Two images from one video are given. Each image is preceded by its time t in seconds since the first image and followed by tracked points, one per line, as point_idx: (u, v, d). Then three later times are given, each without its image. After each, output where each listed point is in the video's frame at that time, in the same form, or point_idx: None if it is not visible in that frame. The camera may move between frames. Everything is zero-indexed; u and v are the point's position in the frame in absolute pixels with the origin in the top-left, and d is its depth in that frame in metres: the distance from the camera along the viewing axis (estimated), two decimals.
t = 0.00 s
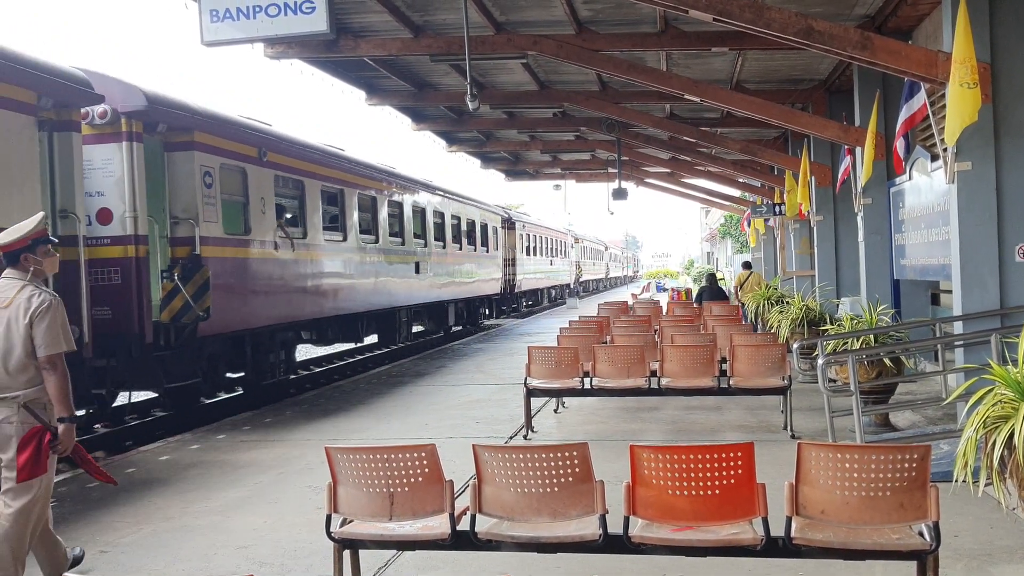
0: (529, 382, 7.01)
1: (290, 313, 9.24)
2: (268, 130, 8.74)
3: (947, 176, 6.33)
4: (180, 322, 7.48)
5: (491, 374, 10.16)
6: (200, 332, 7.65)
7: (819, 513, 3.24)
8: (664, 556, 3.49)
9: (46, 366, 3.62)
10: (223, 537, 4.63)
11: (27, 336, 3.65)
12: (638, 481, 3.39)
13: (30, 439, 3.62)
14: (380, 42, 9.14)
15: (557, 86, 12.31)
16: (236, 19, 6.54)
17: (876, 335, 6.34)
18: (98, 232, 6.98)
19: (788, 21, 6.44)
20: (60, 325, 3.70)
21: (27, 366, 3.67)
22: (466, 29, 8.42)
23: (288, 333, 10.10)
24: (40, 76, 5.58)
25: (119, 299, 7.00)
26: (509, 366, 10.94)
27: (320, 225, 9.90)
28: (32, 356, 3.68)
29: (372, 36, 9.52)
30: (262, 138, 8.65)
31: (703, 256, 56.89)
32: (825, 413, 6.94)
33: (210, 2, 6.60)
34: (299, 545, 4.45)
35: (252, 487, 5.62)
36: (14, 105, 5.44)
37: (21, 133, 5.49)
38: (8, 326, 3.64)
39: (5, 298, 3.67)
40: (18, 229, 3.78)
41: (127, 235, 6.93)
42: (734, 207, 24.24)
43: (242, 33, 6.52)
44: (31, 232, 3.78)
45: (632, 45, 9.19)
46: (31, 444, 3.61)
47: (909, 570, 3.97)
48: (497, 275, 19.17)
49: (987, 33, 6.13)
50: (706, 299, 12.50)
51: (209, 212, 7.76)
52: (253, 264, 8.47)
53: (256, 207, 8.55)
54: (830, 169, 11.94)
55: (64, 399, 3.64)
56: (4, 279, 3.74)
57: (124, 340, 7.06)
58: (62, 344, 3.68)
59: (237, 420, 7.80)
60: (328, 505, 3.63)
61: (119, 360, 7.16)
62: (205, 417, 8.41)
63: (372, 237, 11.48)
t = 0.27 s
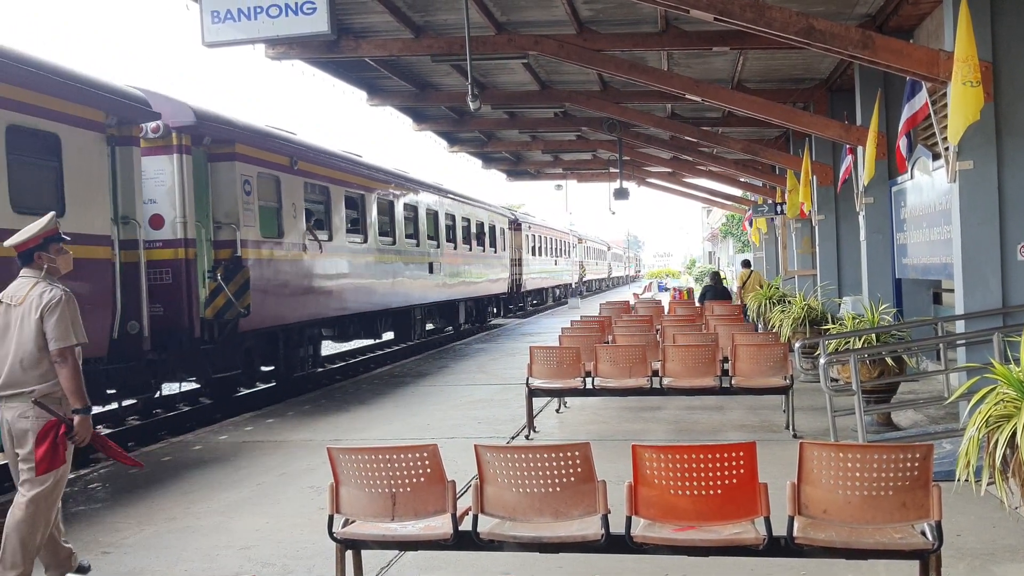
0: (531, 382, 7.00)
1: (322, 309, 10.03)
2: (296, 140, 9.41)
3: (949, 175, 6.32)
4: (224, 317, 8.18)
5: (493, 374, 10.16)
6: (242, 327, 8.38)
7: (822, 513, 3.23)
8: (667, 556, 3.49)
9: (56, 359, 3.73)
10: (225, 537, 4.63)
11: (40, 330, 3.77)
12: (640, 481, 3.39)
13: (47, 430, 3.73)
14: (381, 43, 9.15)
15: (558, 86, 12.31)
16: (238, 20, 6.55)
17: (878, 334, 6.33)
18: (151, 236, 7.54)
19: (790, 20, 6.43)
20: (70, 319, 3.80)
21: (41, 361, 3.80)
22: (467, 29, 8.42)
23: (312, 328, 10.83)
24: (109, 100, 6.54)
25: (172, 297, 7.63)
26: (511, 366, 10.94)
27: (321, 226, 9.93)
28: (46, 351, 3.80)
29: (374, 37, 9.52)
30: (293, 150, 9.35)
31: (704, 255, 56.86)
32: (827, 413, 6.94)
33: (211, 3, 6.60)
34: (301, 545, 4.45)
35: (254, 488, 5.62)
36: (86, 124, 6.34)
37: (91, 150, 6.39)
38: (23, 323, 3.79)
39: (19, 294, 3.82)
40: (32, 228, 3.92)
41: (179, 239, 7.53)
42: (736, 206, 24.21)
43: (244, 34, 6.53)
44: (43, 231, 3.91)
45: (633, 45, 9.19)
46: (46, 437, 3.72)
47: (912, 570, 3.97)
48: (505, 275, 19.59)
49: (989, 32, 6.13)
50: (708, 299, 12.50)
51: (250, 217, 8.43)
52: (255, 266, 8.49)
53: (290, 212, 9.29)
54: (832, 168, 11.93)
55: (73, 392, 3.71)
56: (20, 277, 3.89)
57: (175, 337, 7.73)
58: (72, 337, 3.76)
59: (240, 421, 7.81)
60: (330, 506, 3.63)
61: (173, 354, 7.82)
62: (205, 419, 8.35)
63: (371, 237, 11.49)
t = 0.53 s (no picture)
0: (533, 382, 7.00)
1: (346, 306, 10.68)
2: (322, 149, 10.07)
3: (951, 174, 6.32)
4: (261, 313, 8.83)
5: (494, 374, 10.16)
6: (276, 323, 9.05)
7: (824, 513, 3.23)
8: (668, 556, 3.49)
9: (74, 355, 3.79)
10: (227, 538, 4.63)
11: (57, 327, 3.83)
12: (641, 481, 3.39)
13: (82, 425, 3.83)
14: (382, 43, 9.15)
15: (559, 86, 12.31)
16: (239, 21, 6.56)
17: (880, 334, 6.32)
18: (196, 240, 8.16)
19: (790, 20, 6.42)
20: (86, 316, 3.85)
21: (59, 358, 3.86)
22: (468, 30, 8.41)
23: (335, 325, 11.45)
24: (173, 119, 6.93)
25: (214, 295, 8.28)
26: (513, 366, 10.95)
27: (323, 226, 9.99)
28: (64, 348, 3.86)
29: (374, 37, 9.52)
30: (320, 157, 10.04)
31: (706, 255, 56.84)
32: (829, 412, 6.94)
33: (212, 4, 6.61)
34: (302, 546, 4.46)
35: (255, 488, 5.63)
36: (148, 140, 6.74)
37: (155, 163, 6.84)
38: (40, 321, 3.86)
39: (36, 293, 3.90)
40: (47, 229, 3.99)
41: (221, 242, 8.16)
42: (737, 206, 24.20)
43: (244, 35, 6.54)
44: (58, 232, 3.98)
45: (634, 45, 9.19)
46: (82, 431, 3.82)
47: (913, 570, 3.96)
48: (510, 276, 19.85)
49: (991, 31, 6.12)
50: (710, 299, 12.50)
51: (282, 221, 9.10)
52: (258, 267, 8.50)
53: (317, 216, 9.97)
54: (833, 168, 11.92)
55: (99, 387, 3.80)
56: (38, 277, 3.96)
57: (215, 332, 8.36)
58: (88, 334, 3.81)
59: (242, 421, 7.82)
60: (332, 506, 3.64)
61: (216, 349, 8.41)
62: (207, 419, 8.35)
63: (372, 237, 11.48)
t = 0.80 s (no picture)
0: (533, 382, 7.00)
1: (369, 304, 11.18)
2: (345, 157, 10.60)
3: (951, 173, 6.31)
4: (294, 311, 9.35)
5: (495, 374, 10.16)
6: (308, 320, 9.52)
7: (825, 512, 3.23)
8: (669, 555, 3.49)
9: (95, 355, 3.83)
10: (228, 539, 4.64)
11: (75, 327, 3.86)
12: (642, 481, 3.39)
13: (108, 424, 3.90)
14: (382, 44, 9.17)
15: (559, 86, 12.31)
16: (238, 22, 6.57)
17: (881, 333, 6.32)
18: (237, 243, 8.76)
19: (791, 19, 6.41)
20: (105, 316, 3.90)
21: (77, 357, 3.89)
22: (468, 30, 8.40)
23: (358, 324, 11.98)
24: (188, 122, 7.23)
25: (251, 295, 8.81)
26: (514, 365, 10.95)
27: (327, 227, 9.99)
28: (82, 347, 3.90)
29: (375, 37, 9.52)
30: (346, 166, 10.59)
31: (707, 254, 56.81)
32: (830, 412, 6.93)
33: (212, 4, 6.62)
34: (303, 546, 4.46)
35: (256, 489, 5.63)
36: (196, 153, 7.44)
37: (175, 166, 7.14)
38: (59, 322, 3.88)
39: (53, 292, 3.92)
40: (64, 231, 4.02)
41: (257, 245, 8.75)
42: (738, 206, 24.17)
43: (245, 35, 6.54)
44: (76, 235, 4.02)
45: (634, 45, 9.18)
46: (108, 431, 3.88)
47: (915, 569, 3.96)
48: (512, 276, 19.97)
49: (991, 30, 6.12)
50: (711, 299, 12.50)
51: (312, 225, 9.62)
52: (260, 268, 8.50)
53: (344, 220, 10.50)
54: (834, 167, 11.91)
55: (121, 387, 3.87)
56: (59, 276, 3.98)
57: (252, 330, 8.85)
58: (108, 334, 3.87)
59: (243, 422, 7.82)
60: (333, 507, 3.64)
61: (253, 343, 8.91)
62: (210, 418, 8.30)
63: (374, 237, 11.45)
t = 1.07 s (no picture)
0: (532, 382, 6.99)
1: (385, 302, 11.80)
2: (365, 165, 11.30)
3: (950, 173, 6.31)
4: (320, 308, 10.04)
5: (494, 375, 10.16)
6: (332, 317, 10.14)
7: (824, 512, 3.23)
8: (668, 555, 3.49)
9: (126, 359, 3.93)
10: (227, 539, 4.63)
11: (107, 331, 3.93)
12: (642, 481, 3.39)
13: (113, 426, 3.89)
14: (381, 43, 9.17)
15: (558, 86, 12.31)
16: (237, 22, 6.56)
17: (880, 333, 6.32)
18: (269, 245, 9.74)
19: (789, 19, 6.42)
20: (137, 320, 4.01)
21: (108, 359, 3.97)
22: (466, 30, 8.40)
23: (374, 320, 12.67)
24: (192, 123, 7.33)
25: (283, 294, 9.65)
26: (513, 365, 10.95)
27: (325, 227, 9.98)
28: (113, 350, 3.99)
29: (373, 38, 9.52)
30: (366, 173, 11.30)
31: (706, 254, 56.84)
32: (829, 411, 6.94)
33: (211, 5, 6.62)
34: (302, 547, 4.46)
35: (255, 489, 5.63)
36: (237, 162, 8.14)
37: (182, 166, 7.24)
38: (89, 324, 3.93)
39: (83, 295, 3.96)
40: (88, 233, 4.07)
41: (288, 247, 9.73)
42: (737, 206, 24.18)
43: (243, 35, 6.54)
44: (101, 237, 4.07)
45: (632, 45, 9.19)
46: (113, 428, 3.89)
47: (914, 569, 3.96)
48: (512, 277, 20.04)
49: (989, 29, 6.12)
50: (710, 299, 12.51)
51: (336, 227, 10.32)
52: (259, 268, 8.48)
53: (366, 224, 11.23)
54: (832, 167, 11.92)
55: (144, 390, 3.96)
56: (86, 279, 4.03)
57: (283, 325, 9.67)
58: (140, 338, 3.98)
59: (242, 422, 7.82)
60: (331, 507, 3.64)
61: (282, 338, 9.65)
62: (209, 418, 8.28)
63: (373, 238, 11.44)
